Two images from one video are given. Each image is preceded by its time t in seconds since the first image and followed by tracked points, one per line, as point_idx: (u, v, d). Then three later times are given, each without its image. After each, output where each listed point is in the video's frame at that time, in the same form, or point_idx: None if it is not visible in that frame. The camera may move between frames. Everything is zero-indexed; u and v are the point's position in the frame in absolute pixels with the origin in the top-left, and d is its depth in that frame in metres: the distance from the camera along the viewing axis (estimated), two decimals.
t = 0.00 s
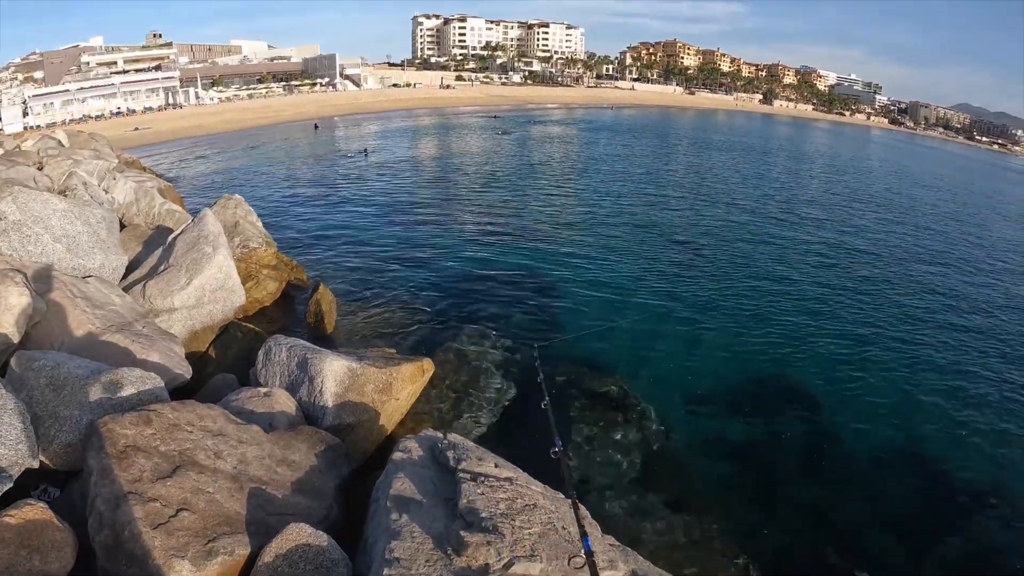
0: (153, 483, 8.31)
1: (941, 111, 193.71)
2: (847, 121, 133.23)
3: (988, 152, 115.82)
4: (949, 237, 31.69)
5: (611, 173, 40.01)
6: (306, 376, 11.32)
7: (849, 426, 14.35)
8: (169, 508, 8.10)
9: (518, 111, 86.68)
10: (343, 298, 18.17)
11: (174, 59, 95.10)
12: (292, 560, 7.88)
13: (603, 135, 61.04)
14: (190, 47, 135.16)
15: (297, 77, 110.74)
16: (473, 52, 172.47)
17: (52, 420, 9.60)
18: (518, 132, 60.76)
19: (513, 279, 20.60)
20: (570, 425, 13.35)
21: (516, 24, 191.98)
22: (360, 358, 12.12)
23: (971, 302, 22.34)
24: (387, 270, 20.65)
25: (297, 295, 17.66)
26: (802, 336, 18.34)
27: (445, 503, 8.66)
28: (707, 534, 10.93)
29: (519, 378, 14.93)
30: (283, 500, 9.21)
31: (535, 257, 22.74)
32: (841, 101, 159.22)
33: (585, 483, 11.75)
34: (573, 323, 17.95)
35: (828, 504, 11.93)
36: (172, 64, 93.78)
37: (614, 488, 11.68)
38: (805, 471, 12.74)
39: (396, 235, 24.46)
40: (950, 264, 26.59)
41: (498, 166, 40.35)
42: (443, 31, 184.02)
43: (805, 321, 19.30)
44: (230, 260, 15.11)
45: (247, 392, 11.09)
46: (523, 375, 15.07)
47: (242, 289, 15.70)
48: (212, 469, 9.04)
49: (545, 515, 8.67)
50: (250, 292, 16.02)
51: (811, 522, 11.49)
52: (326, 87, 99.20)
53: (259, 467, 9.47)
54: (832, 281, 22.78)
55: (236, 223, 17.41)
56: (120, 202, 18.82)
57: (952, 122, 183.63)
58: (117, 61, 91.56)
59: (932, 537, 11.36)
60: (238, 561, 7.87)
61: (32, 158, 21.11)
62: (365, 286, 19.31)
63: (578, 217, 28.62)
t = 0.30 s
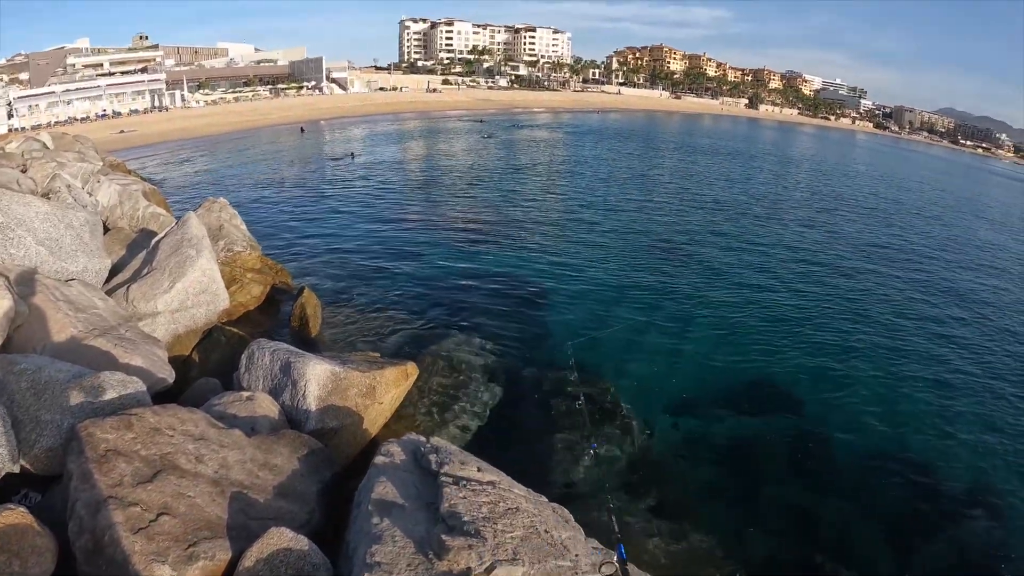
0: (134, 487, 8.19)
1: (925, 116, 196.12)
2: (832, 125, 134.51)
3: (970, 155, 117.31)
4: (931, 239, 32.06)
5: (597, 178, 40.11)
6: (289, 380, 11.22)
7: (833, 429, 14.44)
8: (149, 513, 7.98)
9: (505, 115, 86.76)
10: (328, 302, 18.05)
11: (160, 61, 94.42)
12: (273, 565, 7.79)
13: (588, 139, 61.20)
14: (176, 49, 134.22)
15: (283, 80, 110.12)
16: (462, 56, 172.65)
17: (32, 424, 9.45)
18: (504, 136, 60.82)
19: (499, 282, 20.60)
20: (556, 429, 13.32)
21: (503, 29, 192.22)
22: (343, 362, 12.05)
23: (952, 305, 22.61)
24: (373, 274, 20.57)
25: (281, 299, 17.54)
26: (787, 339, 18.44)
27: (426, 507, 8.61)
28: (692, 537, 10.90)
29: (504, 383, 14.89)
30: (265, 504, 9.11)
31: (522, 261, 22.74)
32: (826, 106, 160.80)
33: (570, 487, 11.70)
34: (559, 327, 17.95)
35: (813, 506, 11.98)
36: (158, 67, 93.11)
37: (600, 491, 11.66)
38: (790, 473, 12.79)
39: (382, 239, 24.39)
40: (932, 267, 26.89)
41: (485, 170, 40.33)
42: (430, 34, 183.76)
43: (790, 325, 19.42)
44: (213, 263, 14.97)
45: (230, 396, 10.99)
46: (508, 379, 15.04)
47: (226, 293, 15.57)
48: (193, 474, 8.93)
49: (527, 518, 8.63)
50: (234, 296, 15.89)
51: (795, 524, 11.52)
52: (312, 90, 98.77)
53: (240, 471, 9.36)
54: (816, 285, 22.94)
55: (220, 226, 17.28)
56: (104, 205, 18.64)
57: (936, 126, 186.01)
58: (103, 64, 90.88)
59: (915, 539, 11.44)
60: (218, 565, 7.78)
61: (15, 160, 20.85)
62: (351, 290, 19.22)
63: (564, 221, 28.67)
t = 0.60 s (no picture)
0: (115, 492, 8.06)
1: (910, 118, 198.23)
2: (817, 127, 135.61)
3: (953, 156, 118.64)
4: (914, 239, 32.33)
5: (584, 179, 40.14)
6: (273, 383, 11.11)
7: (819, 429, 14.48)
8: (131, 518, 7.86)
9: (492, 117, 86.73)
10: (313, 305, 17.95)
11: (144, 62, 93.64)
12: (255, 570, 7.68)
13: (573, 141, 61.28)
14: (161, 51, 133.18)
15: (269, 82, 109.46)
16: (450, 59, 172.65)
17: (12, 429, 9.28)
18: (490, 138, 60.76)
19: (486, 284, 20.59)
20: (542, 431, 13.28)
21: (490, 31, 192.19)
22: (328, 364, 11.95)
23: (935, 304, 22.80)
24: (359, 276, 20.50)
25: (266, 302, 17.41)
26: (774, 340, 18.49)
27: (410, 510, 8.53)
28: (679, 538, 10.89)
29: (491, 385, 14.84)
30: (247, 508, 9.00)
31: (509, 263, 22.69)
32: (812, 108, 162.22)
33: (556, 489, 11.66)
34: (546, 328, 17.96)
35: (800, 505, 12.00)
36: (144, 68, 92.39)
37: (587, 493, 11.61)
38: (777, 473, 12.81)
39: (368, 241, 24.25)
40: (915, 267, 27.10)
41: (471, 172, 40.25)
42: (416, 37, 183.44)
43: (776, 325, 19.47)
44: (196, 266, 14.80)
45: (213, 400, 10.86)
46: (495, 381, 14.99)
47: (210, 296, 15.43)
48: (175, 478, 8.81)
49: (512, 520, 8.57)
50: (218, 299, 15.76)
51: (781, 523, 11.55)
52: (298, 92, 98.24)
53: (222, 475, 9.25)
54: (802, 285, 23.05)
55: (204, 229, 17.13)
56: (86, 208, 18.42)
57: (920, 128, 188.11)
58: (87, 65, 90.11)
59: (901, 538, 11.49)
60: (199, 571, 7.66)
61: None
62: (336, 292, 19.12)
63: (551, 223, 28.66)
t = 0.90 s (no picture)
0: (100, 497, 7.95)
1: (892, 111, 199.70)
2: (800, 121, 136.33)
3: (934, 148, 119.68)
4: (895, 231, 32.64)
5: (568, 176, 40.10)
6: (257, 385, 11.00)
7: (805, 422, 14.57)
8: (116, 524, 7.76)
9: (475, 115, 86.49)
10: (298, 305, 17.83)
11: (123, 63, 92.49)
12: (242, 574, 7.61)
13: (556, 138, 61.34)
14: (141, 51, 131.58)
15: (250, 81, 108.37)
16: (435, 57, 172.01)
17: None
18: (473, 136, 60.59)
19: (472, 282, 20.56)
20: (530, 428, 13.26)
21: (472, 29, 191.51)
22: (312, 365, 11.86)
23: (917, 296, 23.02)
24: (344, 276, 20.39)
25: (250, 303, 17.27)
26: (759, 334, 18.58)
27: (398, 510, 8.49)
28: (668, 532, 10.93)
29: (478, 383, 14.81)
30: (233, 512, 8.94)
31: (494, 261, 22.64)
32: (795, 103, 163.15)
33: (544, 485, 11.66)
34: (532, 325, 17.96)
35: (788, 498, 12.08)
36: (125, 69, 91.33)
37: (575, 490, 11.62)
38: (764, 467, 12.88)
39: (352, 241, 24.11)
40: (897, 259, 27.35)
41: (455, 170, 40.12)
42: (399, 35, 182.35)
43: (761, 319, 19.57)
44: (179, 267, 14.65)
45: (197, 403, 10.75)
46: (482, 379, 14.96)
47: (193, 298, 15.29)
48: (161, 483, 8.71)
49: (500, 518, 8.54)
50: (201, 301, 15.61)
51: (770, 515, 11.62)
52: (280, 91, 97.48)
53: (208, 479, 9.16)
54: (786, 280, 23.17)
55: (186, 230, 16.94)
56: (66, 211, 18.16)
57: (902, 121, 189.76)
58: (65, 66, 88.85)
59: (888, 528, 11.63)
60: None
61: None
62: (321, 292, 19.00)
63: (535, 220, 28.64)
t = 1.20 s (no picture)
0: (80, 504, 7.83)
1: (868, 101, 201.70)
2: (778, 112, 137.13)
3: (909, 137, 121.05)
4: (872, 220, 33.00)
5: (547, 170, 40.01)
6: (236, 385, 10.89)
7: (785, 409, 14.75)
8: (97, 531, 7.66)
9: (452, 110, 85.92)
10: (277, 305, 17.69)
11: (95, 63, 90.82)
12: None
13: (533, 132, 61.29)
14: (115, 51, 129.47)
15: (226, 80, 106.75)
16: (405, 51, 170.58)
17: None
18: (450, 131, 60.24)
19: (453, 278, 20.52)
20: (513, 422, 13.25)
21: (449, 23, 189.60)
22: (292, 364, 11.77)
23: (894, 284, 23.30)
24: (324, 274, 20.26)
25: (228, 303, 17.11)
26: (740, 324, 18.70)
27: (380, 509, 8.43)
28: (652, 523, 10.97)
29: (459, 379, 14.77)
30: (214, 514, 8.84)
31: (474, 256, 22.60)
32: (773, 94, 164.15)
33: (527, 479, 11.67)
34: (514, 319, 17.97)
35: (772, 486, 12.19)
36: (97, 69, 89.66)
37: (559, 483, 11.64)
38: (746, 455, 13.01)
39: (331, 239, 23.91)
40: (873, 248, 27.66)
41: (433, 166, 39.89)
42: (375, 31, 180.55)
43: (742, 310, 19.69)
44: (156, 269, 14.48)
45: (177, 405, 10.62)
46: (463, 375, 14.94)
47: (171, 300, 15.12)
48: (141, 487, 8.61)
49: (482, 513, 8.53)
50: (180, 303, 15.45)
51: (752, 503, 11.73)
52: (256, 89, 96.27)
53: (188, 481, 9.06)
54: (766, 270, 23.32)
55: (162, 231, 16.73)
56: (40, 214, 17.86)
57: (878, 112, 191.85)
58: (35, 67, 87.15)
59: (869, 513, 11.77)
60: None
61: None
62: (301, 291, 18.86)
63: (515, 215, 28.57)
